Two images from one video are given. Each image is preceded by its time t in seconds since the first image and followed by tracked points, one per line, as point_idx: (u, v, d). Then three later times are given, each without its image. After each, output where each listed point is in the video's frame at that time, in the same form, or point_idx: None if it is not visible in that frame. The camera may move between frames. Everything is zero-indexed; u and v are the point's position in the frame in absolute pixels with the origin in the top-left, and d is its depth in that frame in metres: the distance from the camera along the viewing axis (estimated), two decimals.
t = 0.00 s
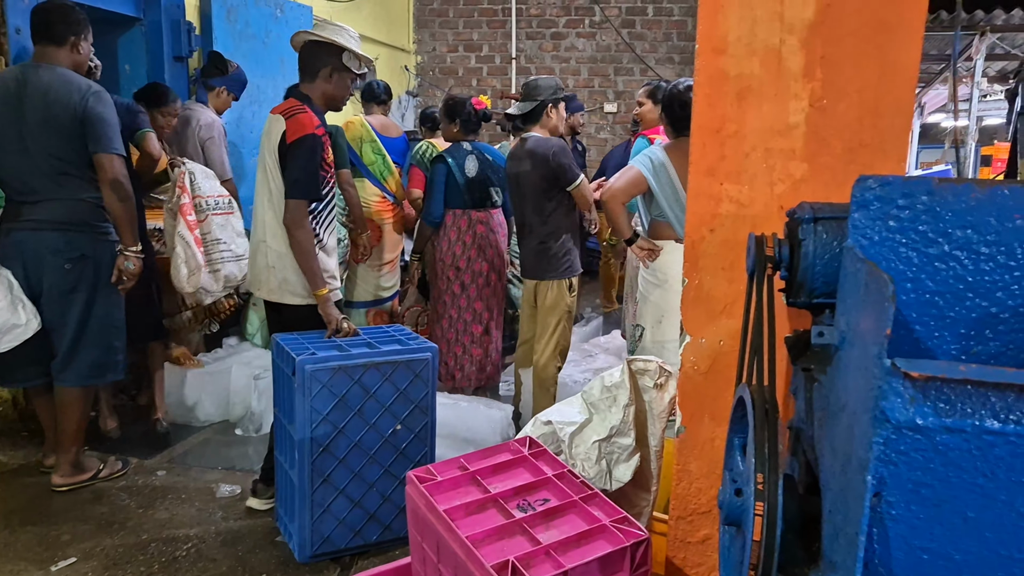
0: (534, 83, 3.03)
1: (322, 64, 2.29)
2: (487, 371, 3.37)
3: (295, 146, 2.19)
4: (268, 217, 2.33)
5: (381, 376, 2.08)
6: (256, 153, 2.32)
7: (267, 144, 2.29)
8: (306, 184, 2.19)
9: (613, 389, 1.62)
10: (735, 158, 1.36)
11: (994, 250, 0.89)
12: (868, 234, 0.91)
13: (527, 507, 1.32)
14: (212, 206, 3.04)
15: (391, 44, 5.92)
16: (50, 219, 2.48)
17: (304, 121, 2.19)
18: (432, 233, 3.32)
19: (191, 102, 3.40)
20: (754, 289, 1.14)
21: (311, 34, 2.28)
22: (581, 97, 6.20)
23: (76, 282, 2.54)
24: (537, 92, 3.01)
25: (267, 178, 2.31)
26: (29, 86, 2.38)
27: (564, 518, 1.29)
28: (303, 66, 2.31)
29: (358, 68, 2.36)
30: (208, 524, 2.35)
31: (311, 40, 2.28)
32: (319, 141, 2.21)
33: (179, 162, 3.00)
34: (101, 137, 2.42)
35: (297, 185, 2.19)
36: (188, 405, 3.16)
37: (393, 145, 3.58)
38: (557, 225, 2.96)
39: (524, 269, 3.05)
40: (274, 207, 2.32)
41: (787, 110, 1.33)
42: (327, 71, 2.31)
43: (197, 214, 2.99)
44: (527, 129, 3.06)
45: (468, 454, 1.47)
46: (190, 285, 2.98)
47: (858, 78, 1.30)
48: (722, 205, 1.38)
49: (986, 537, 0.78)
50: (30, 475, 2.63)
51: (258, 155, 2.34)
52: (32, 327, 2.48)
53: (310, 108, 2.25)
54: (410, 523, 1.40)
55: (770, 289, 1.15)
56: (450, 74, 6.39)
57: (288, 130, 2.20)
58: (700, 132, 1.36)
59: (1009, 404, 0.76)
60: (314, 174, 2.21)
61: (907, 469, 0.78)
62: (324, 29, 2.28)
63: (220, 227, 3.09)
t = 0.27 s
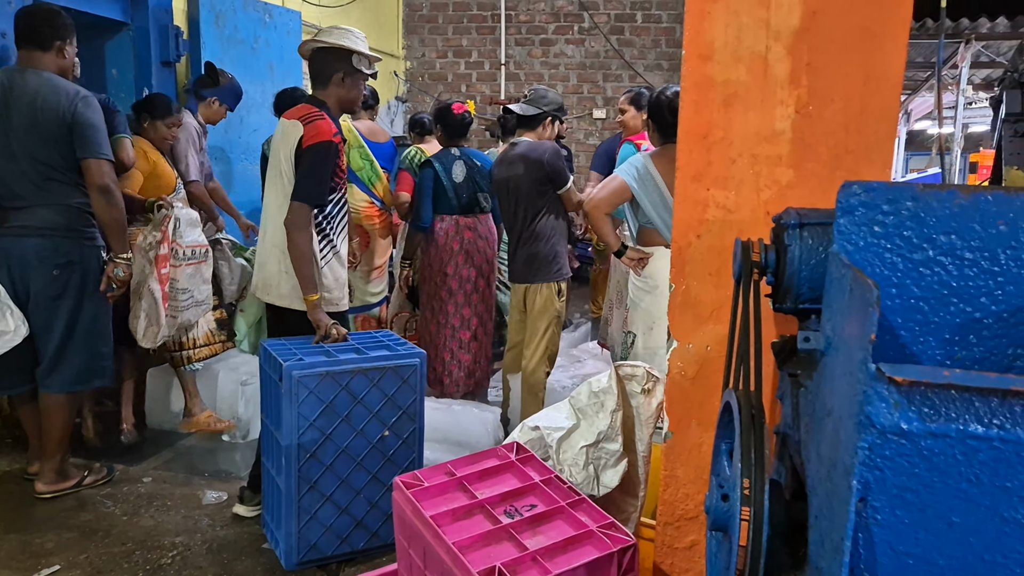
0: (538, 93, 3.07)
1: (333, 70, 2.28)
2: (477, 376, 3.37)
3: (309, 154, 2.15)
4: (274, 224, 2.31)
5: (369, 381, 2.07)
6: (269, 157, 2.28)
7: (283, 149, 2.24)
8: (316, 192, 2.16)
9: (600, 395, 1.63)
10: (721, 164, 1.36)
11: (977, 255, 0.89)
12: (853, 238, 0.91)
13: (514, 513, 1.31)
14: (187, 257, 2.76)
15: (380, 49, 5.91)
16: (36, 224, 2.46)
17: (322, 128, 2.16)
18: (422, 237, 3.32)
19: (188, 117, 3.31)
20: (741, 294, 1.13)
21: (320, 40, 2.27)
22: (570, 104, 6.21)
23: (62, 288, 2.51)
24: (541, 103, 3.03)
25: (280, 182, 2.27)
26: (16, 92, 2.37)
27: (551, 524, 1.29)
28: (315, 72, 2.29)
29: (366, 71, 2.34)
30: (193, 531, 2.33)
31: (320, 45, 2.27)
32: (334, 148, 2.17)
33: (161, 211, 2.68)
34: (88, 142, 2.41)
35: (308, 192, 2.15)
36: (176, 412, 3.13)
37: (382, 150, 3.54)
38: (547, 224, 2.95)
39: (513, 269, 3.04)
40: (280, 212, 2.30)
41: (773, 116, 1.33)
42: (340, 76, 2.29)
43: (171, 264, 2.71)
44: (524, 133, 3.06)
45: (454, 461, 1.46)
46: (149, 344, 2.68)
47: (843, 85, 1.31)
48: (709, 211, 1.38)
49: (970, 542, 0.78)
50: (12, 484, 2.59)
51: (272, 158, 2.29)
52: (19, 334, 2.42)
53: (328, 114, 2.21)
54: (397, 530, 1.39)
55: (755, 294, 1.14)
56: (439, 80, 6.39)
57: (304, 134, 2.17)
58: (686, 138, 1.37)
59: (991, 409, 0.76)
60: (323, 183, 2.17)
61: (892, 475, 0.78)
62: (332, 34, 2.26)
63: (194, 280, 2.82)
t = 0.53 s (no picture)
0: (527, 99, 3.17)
1: (358, 77, 2.25)
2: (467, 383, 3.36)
3: (328, 160, 2.13)
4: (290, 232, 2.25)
5: (361, 392, 2.05)
6: (289, 165, 2.23)
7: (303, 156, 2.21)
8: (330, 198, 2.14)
9: (590, 401, 1.63)
10: (710, 170, 1.37)
11: (964, 263, 0.90)
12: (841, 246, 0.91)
13: (504, 521, 1.31)
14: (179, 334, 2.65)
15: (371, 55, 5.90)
16: (25, 230, 2.43)
17: (344, 137, 2.13)
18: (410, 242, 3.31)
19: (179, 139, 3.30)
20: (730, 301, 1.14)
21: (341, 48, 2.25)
22: (560, 110, 6.23)
23: (54, 295, 2.48)
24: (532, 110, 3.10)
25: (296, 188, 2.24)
26: (7, 97, 2.35)
27: (541, 531, 1.29)
28: (340, 80, 2.27)
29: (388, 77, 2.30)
30: (181, 539, 2.31)
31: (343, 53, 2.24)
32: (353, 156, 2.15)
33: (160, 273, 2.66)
34: (79, 147, 2.40)
35: (321, 198, 2.14)
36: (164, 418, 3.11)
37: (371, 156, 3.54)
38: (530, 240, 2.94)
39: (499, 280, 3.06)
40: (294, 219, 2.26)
41: (762, 123, 1.34)
42: (365, 85, 2.27)
43: (161, 339, 2.63)
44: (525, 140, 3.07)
45: (444, 468, 1.46)
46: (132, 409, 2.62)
47: (830, 93, 1.32)
48: (698, 218, 1.39)
49: (957, 548, 0.78)
50: None
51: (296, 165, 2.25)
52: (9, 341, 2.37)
53: (349, 122, 2.18)
54: (386, 536, 1.38)
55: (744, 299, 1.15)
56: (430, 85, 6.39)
57: (324, 141, 2.13)
58: (676, 145, 1.37)
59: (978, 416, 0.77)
60: (338, 188, 2.16)
61: (881, 481, 0.79)
62: (354, 42, 2.24)
63: (186, 357, 2.70)
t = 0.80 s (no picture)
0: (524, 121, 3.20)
1: (377, 83, 2.24)
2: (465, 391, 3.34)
3: (342, 164, 2.11)
4: (304, 236, 2.21)
5: (352, 411, 1.99)
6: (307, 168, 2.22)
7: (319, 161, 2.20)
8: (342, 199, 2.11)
9: (586, 408, 1.62)
10: (705, 178, 1.37)
11: (959, 271, 0.90)
12: (837, 253, 0.92)
13: (500, 529, 1.30)
14: (195, 348, 2.69)
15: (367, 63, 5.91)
16: (20, 237, 2.41)
17: (358, 141, 2.12)
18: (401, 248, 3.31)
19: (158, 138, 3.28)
20: (725, 308, 1.15)
21: (358, 55, 2.24)
22: (556, 118, 6.24)
23: (48, 303, 2.46)
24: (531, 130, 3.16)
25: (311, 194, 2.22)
26: (5, 104, 2.35)
27: (538, 539, 1.28)
28: (357, 85, 2.26)
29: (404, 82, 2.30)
30: (175, 548, 2.30)
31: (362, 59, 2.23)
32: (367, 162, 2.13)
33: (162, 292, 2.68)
34: (76, 156, 2.40)
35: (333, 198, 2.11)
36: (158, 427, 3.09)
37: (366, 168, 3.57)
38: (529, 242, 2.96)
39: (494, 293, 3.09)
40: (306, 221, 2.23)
41: (756, 131, 1.34)
42: (382, 91, 2.26)
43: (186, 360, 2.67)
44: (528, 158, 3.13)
45: (440, 476, 1.46)
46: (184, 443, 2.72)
47: (824, 100, 1.32)
48: (693, 225, 1.39)
49: (952, 555, 0.78)
50: None
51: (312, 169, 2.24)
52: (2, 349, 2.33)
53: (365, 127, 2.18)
54: (382, 545, 1.37)
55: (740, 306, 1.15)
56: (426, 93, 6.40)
57: (339, 145, 2.13)
58: (671, 153, 1.37)
59: (973, 423, 0.77)
60: (352, 191, 2.12)
61: (877, 488, 0.79)
62: (373, 49, 2.22)
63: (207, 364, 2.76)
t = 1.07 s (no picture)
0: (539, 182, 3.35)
1: (395, 89, 2.24)
2: (470, 400, 3.30)
3: (357, 169, 2.10)
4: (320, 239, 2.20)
5: (343, 427, 1.94)
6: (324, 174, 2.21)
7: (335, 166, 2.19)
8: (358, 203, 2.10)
9: (592, 416, 1.62)
10: (711, 184, 1.37)
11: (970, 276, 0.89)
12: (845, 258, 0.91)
13: (506, 538, 1.29)
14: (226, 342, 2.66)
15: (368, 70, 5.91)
16: (21, 243, 2.40)
17: (374, 144, 2.11)
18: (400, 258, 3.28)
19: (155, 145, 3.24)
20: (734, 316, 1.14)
21: (376, 61, 2.22)
22: (557, 124, 6.24)
23: (48, 309, 2.44)
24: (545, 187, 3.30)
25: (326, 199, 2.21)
26: (11, 112, 2.35)
27: (544, 548, 1.27)
28: (373, 91, 2.26)
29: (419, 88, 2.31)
30: (178, 557, 2.29)
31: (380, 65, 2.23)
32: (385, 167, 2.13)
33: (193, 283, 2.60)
34: (80, 163, 2.40)
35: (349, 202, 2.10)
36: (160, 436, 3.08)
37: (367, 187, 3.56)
38: (532, 247, 2.88)
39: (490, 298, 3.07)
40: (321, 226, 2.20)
41: (762, 136, 1.34)
42: (399, 97, 2.26)
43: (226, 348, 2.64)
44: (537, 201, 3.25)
45: (445, 484, 1.45)
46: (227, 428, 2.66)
47: (830, 104, 1.32)
48: (699, 231, 1.38)
49: (967, 564, 0.77)
50: None
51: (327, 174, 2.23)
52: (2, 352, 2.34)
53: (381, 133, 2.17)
54: (387, 554, 1.36)
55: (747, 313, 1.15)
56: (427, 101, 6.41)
57: (356, 149, 2.11)
58: (676, 159, 1.37)
59: (988, 430, 0.76)
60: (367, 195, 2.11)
61: (890, 497, 0.78)
62: (393, 55, 2.22)
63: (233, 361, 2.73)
